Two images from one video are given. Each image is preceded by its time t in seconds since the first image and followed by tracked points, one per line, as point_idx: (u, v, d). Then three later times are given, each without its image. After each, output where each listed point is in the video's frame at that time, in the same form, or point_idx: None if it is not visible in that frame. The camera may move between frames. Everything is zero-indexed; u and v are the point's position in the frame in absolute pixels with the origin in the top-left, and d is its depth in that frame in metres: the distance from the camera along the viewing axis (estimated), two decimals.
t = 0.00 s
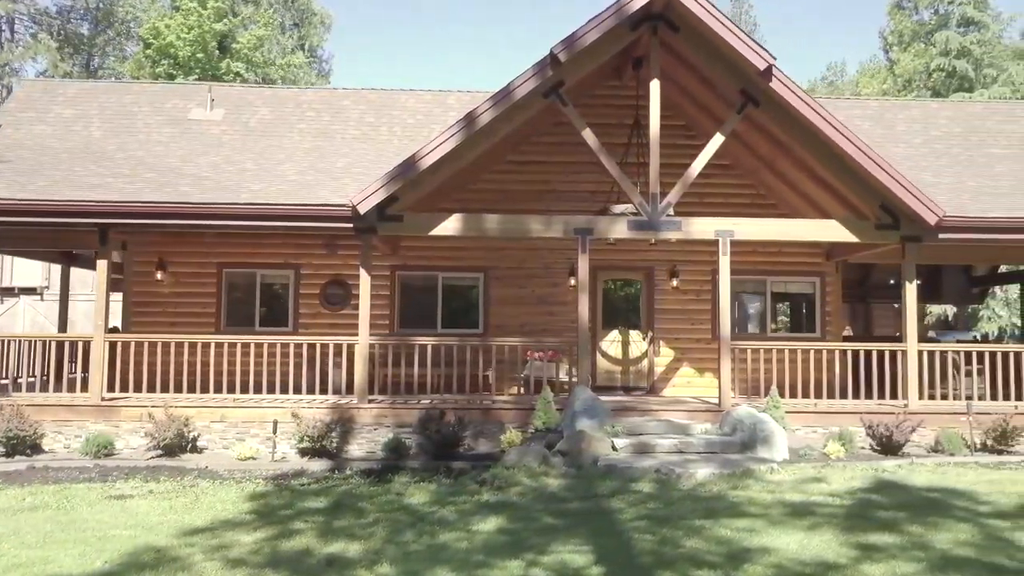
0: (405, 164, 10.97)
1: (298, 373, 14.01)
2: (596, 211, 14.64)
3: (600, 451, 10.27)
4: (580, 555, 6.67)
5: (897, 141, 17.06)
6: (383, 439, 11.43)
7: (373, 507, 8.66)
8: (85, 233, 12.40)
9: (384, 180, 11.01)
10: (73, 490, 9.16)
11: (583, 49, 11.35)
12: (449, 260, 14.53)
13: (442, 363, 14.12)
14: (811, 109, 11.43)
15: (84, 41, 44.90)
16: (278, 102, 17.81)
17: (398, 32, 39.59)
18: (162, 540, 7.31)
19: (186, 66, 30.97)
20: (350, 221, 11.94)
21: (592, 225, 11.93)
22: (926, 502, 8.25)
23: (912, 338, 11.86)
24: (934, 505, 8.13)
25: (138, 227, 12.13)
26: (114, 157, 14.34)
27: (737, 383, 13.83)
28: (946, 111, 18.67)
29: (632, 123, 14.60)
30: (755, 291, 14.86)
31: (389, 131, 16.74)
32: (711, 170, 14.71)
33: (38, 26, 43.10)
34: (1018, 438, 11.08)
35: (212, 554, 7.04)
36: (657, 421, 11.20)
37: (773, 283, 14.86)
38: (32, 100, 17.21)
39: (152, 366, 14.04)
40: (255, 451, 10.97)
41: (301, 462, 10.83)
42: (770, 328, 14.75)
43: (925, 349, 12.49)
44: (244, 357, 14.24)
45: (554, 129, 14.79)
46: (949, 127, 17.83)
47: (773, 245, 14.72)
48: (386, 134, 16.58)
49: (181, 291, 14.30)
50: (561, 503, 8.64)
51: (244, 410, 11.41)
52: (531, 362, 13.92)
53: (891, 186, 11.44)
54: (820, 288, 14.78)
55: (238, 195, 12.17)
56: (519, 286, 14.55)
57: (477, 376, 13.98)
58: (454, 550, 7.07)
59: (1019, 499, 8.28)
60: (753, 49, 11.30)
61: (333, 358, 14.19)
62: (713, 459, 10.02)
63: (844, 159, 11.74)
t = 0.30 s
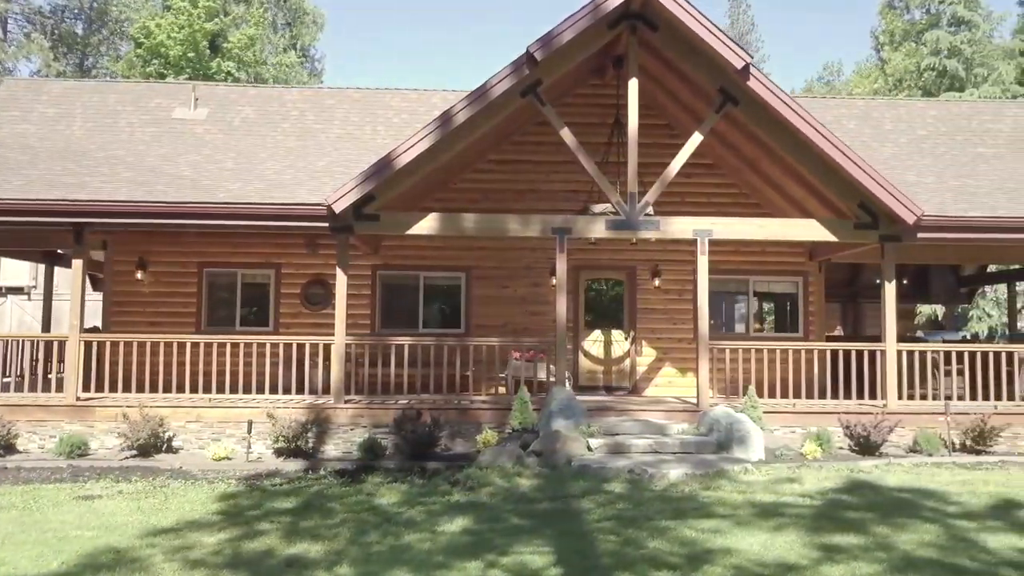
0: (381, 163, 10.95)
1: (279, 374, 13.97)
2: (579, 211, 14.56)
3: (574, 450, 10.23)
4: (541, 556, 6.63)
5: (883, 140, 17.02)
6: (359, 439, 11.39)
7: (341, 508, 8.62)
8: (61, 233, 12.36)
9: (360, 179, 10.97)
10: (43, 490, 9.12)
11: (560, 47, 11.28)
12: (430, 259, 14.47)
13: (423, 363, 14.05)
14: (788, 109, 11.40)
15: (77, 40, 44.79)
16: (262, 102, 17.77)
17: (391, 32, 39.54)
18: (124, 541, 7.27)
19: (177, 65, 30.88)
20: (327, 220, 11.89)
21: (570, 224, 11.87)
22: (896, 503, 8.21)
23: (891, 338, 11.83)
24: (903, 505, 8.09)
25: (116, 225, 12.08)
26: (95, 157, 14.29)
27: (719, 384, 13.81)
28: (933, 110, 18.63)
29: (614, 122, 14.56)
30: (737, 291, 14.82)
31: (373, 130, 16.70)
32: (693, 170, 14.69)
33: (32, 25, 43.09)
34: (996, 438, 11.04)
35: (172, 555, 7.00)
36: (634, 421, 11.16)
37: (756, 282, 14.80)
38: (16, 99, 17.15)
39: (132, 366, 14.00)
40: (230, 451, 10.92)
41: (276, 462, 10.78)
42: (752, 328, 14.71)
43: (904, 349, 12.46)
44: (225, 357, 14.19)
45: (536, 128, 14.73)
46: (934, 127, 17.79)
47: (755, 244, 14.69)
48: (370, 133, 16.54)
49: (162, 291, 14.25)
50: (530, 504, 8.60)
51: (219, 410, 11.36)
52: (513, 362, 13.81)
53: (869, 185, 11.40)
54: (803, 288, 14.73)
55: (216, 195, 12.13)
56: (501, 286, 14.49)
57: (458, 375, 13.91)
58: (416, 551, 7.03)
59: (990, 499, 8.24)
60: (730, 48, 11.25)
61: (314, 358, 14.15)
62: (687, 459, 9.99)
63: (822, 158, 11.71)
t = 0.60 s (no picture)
0: (356, 162, 10.92)
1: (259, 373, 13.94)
2: (561, 210, 14.51)
3: (549, 450, 10.20)
4: (500, 556, 6.59)
5: (868, 139, 17.00)
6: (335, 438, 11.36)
7: (310, 508, 8.59)
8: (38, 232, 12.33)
9: (335, 178, 10.96)
10: (12, 489, 9.09)
11: (537, 45, 11.25)
12: (411, 258, 14.43)
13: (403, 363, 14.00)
14: (766, 108, 11.37)
15: (71, 40, 44.77)
16: (247, 101, 17.74)
17: (385, 31, 39.54)
18: (85, 541, 7.24)
19: (168, 65, 30.89)
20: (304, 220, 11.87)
21: (548, 224, 11.83)
22: (865, 502, 8.17)
23: (869, 337, 11.80)
24: (871, 505, 8.05)
25: (98, 225, 12.07)
26: (76, 156, 14.27)
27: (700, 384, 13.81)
28: (919, 109, 18.60)
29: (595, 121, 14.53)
30: (720, 291, 14.79)
31: (357, 130, 16.67)
32: (676, 169, 14.67)
33: (25, 25, 43.11)
34: (973, 438, 11.00)
35: (132, 555, 6.96)
36: (610, 421, 11.12)
37: (738, 282, 14.77)
38: None
39: (111, 365, 13.95)
40: (204, 451, 10.87)
41: (250, 462, 10.74)
42: (735, 328, 14.68)
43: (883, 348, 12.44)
44: (205, 356, 14.14)
45: (518, 127, 14.69)
46: (920, 126, 17.76)
47: (737, 244, 14.66)
48: (354, 133, 16.51)
49: (143, 290, 14.21)
50: (499, 503, 8.56)
51: (195, 410, 11.33)
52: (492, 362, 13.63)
53: (846, 184, 11.38)
54: (786, 288, 14.70)
55: (194, 194, 12.10)
56: (483, 285, 14.45)
57: (438, 375, 13.85)
58: (377, 551, 6.99)
59: (960, 499, 8.20)
60: (707, 47, 11.22)
61: (294, 358, 14.12)
62: (660, 459, 9.95)
63: (800, 157, 11.69)
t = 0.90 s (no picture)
0: (332, 161, 10.91)
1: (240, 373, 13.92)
2: (542, 210, 14.51)
3: (523, 450, 10.18)
4: (459, 557, 6.56)
5: (854, 139, 16.98)
6: (312, 438, 11.33)
7: (279, 508, 8.56)
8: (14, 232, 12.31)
9: (311, 177, 10.95)
10: None
11: (513, 45, 11.21)
12: (392, 258, 14.40)
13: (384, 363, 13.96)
14: (742, 107, 11.35)
15: (65, 40, 44.76)
16: (232, 100, 17.72)
17: (378, 31, 39.57)
18: (46, 542, 7.21)
19: (160, 65, 30.93)
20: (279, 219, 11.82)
21: (526, 223, 11.81)
22: (834, 503, 8.13)
23: (848, 337, 11.77)
24: (840, 505, 8.02)
25: (86, 226, 12.07)
26: (57, 156, 14.24)
27: (681, 385, 13.80)
28: (905, 109, 18.59)
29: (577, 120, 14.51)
30: (702, 291, 14.76)
31: (341, 129, 16.63)
32: (658, 169, 14.65)
33: (20, 24, 43.14)
34: (950, 438, 10.99)
35: (92, 556, 6.94)
36: (586, 421, 11.10)
37: (721, 282, 14.76)
38: None
39: (91, 365, 13.93)
40: (179, 451, 10.85)
41: (225, 462, 10.72)
42: (717, 328, 14.67)
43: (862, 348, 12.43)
44: (186, 357, 14.12)
45: (500, 126, 14.66)
46: (906, 126, 17.74)
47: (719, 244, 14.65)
48: (338, 132, 16.48)
49: (124, 290, 14.19)
50: (468, 504, 8.53)
51: (170, 410, 11.31)
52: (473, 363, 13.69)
53: (823, 183, 11.36)
54: (768, 288, 14.68)
55: (171, 194, 12.08)
56: (463, 285, 14.41)
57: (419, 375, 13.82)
58: (338, 552, 6.96)
59: (929, 499, 8.16)
60: (683, 46, 11.19)
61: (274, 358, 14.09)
62: (634, 459, 9.93)
63: (778, 157, 11.66)
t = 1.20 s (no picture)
0: (306, 160, 10.90)
1: (220, 373, 13.88)
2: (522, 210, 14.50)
3: (495, 450, 10.15)
4: (415, 559, 6.54)
5: (839, 139, 16.96)
6: (286, 438, 11.31)
7: (245, 509, 8.53)
8: None
9: (284, 177, 10.94)
10: None
11: (487, 44, 11.18)
12: (372, 258, 14.38)
13: (364, 363, 13.89)
14: (718, 107, 11.32)
15: (58, 39, 44.67)
16: (215, 99, 17.69)
17: (371, 31, 39.59)
18: (4, 544, 7.18)
19: (150, 64, 30.91)
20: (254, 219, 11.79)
21: (502, 223, 11.78)
22: (800, 503, 8.11)
23: (825, 337, 11.73)
24: (806, 506, 8.00)
25: (65, 226, 12.05)
26: (36, 155, 14.20)
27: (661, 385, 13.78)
28: (891, 109, 18.58)
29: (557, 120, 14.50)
30: (683, 291, 14.74)
31: (323, 129, 16.61)
32: (640, 169, 14.63)
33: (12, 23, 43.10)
34: (925, 439, 10.97)
35: (50, 557, 6.91)
36: (561, 421, 11.08)
37: (702, 282, 14.73)
38: None
39: (69, 365, 13.92)
40: (152, 451, 10.83)
41: (198, 462, 10.69)
42: (698, 328, 14.64)
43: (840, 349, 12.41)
44: (166, 357, 14.09)
45: (481, 126, 14.65)
46: (890, 126, 17.72)
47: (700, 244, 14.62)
48: (321, 131, 16.45)
49: (103, 290, 14.17)
50: (434, 505, 8.51)
51: (145, 410, 11.29)
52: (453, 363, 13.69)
53: (799, 183, 11.33)
54: (749, 287, 14.66)
55: (147, 194, 12.05)
56: (443, 285, 14.38)
57: (399, 375, 13.78)
58: (297, 553, 6.94)
59: (896, 500, 8.14)
60: (658, 45, 11.16)
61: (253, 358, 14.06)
62: (605, 459, 9.91)
63: (755, 156, 11.63)
